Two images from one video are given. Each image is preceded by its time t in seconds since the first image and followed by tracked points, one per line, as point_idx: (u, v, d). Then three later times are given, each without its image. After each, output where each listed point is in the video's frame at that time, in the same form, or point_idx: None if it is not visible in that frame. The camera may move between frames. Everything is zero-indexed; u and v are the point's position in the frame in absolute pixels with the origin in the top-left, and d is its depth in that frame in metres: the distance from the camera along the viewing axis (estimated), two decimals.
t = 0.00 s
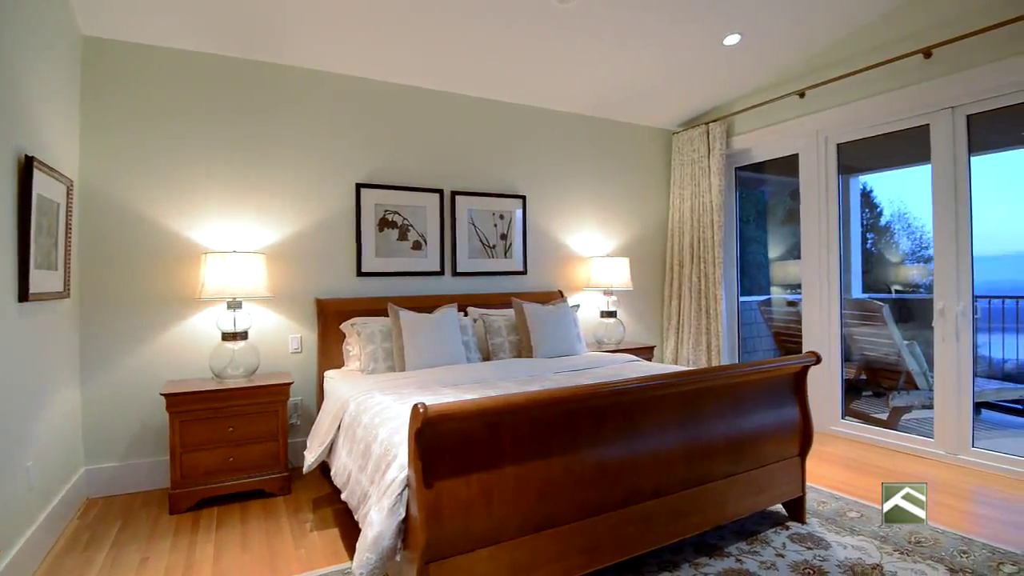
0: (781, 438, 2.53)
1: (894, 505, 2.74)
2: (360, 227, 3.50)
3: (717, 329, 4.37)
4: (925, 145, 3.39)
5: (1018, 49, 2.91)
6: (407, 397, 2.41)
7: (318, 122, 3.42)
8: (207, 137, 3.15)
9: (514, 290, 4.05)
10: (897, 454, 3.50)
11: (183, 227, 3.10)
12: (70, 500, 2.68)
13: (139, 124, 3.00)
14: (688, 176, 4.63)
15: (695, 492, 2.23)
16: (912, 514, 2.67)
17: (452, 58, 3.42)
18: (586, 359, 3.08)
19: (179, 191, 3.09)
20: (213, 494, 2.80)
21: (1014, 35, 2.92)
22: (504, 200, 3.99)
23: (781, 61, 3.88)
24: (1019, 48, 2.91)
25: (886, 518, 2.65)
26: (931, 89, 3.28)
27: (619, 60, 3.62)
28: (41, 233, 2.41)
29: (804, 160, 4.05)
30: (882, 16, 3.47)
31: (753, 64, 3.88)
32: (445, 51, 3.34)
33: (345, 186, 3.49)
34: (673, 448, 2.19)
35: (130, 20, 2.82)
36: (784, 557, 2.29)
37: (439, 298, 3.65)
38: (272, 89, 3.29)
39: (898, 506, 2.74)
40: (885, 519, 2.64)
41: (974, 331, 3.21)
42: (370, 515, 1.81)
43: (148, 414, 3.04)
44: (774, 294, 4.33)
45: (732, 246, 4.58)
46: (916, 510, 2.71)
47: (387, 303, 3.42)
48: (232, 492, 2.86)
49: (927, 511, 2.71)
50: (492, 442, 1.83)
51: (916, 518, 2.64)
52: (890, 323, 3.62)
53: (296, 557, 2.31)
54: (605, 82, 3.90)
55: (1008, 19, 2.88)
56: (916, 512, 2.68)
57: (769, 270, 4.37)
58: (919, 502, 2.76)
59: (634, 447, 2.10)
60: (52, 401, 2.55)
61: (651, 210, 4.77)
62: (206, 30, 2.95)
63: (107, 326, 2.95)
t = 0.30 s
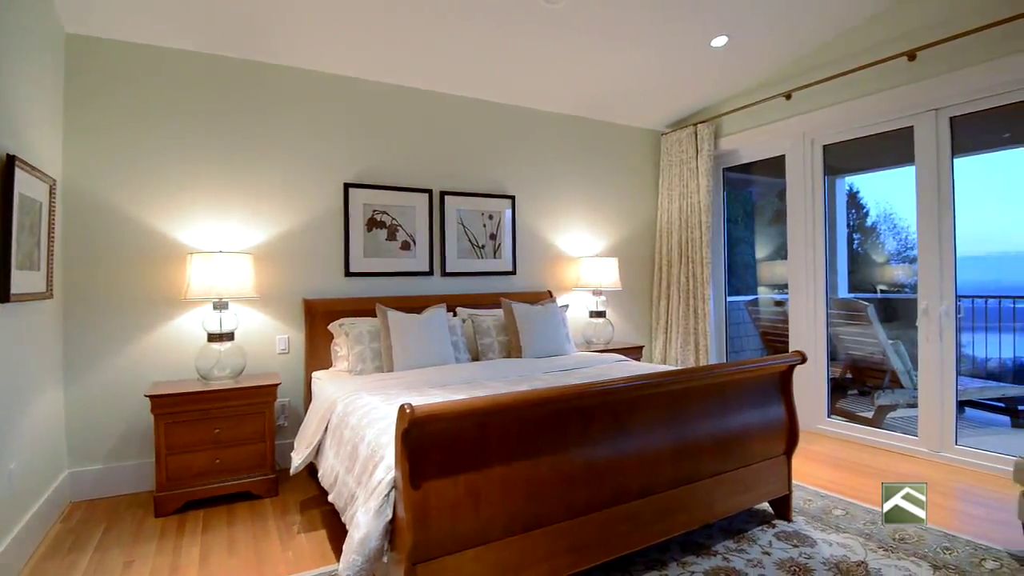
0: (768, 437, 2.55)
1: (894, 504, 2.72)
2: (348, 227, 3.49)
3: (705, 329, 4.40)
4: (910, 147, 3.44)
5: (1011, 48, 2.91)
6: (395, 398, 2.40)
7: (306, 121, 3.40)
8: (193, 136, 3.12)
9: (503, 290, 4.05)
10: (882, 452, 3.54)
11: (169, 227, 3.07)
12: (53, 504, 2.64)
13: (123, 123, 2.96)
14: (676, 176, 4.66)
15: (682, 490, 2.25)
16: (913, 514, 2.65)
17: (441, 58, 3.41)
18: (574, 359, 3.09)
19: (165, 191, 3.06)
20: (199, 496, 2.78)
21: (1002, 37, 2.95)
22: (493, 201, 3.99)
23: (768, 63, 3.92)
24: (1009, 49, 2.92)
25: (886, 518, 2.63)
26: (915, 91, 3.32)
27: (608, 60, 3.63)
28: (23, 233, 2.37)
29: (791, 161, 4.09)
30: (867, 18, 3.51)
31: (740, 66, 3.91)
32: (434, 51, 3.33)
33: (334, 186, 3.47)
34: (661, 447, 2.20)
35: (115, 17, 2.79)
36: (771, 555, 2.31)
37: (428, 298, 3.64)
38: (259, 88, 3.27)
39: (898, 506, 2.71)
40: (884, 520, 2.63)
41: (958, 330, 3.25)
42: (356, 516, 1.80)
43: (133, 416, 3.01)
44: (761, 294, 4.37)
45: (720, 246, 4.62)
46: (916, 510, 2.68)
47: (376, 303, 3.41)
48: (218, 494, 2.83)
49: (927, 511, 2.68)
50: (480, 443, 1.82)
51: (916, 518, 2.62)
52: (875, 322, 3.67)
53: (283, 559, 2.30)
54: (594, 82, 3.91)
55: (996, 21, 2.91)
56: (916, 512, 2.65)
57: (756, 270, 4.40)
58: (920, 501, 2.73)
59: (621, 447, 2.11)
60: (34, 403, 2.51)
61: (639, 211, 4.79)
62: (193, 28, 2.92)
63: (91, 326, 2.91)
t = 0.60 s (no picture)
0: (753, 435, 2.57)
1: (894, 505, 2.72)
2: (336, 227, 3.47)
3: (693, 328, 4.42)
4: (894, 148, 3.48)
5: (1002, 49, 2.93)
6: (382, 399, 2.39)
7: (293, 120, 3.38)
8: (179, 135, 3.08)
9: (492, 290, 4.05)
10: (867, 449, 3.58)
11: (154, 227, 3.03)
12: (35, 508, 2.60)
13: (107, 121, 2.93)
14: (665, 177, 4.68)
15: (669, 489, 2.26)
16: (913, 514, 2.65)
17: (430, 57, 3.41)
18: (562, 360, 3.09)
19: (149, 190, 3.02)
20: (184, 499, 2.75)
21: (983, 40, 3.00)
22: (482, 200, 3.99)
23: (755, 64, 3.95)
24: (989, 52, 2.97)
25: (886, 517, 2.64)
26: (898, 94, 3.36)
27: (597, 61, 3.65)
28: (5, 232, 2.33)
29: (777, 162, 4.13)
30: (851, 21, 3.56)
31: (728, 67, 3.95)
32: (423, 50, 3.32)
33: (321, 185, 3.46)
34: (648, 446, 2.21)
35: (98, 14, 2.75)
36: (756, 552, 2.33)
37: (416, 298, 3.64)
38: (246, 87, 3.25)
39: (897, 506, 2.71)
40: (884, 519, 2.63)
41: (941, 330, 3.30)
42: (342, 518, 1.79)
43: (117, 418, 2.97)
44: (748, 294, 4.41)
45: (707, 246, 4.65)
46: (916, 509, 2.69)
47: (363, 304, 3.40)
48: (203, 496, 2.80)
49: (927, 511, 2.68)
50: (466, 443, 1.82)
51: (917, 518, 2.62)
52: (860, 322, 3.71)
53: (268, 561, 2.28)
54: (583, 82, 3.93)
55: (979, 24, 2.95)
56: (917, 512, 2.66)
57: (743, 270, 4.44)
58: (920, 501, 2.73)
59: (608, 446, 2.12)
60: (16, 405, 2.47)
61: (628, 211, 4.81)
62: (179, 26, 2.90)
63: (74, 327, 2.87)
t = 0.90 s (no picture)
0: (739, 434, 2.59)
1: (895, 504, 2.70)
2: (323, 227, 3.45)
3: (680, 328, 4.45)
4: (878, 149, 3.53)
5: (983, 52, 2.98)
6: (369, 400, 2.38)
7: (280, 119, 3.36)
8: (164, 134, 3.05)
9: (480, 290, 4.05)
10: (852, 447, 3.62)
11: (138, 227, 3.00)
12: (17, 511, 2.56)
13: (90, 119, 2.89)
14: (653, 177, 4.71)
15: (656, 488, 2.27)
16: (913, 514, 2.64)
17: (419, 56, 3.40)
18: (550, 360, 3.10)
19: (134, 190, 2.99)
20: (169, 502, 2.72)
21: (964, 44, 3.05)
22: (471, 201, 3.99)
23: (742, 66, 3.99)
24: (971, 55, 3.03)
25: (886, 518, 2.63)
26: (882, 96, 3.41)
27: (586, 61, 3.66)
28: None
29: (764, 163, 4.17)
30: (836, 24, 3.60)
31: (715, 68, 3.98)
32: (411, 49, 3.32)
33: (309, 185, 3.44)
34: (634, 445, 2.23)
35: (82, 11, 2.72)
36: (742, 550, 2.35)
37: (404, 298, 3.62)
38: (232, 85, 3.22)
39: (897, 506, 2.69)
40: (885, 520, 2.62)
41: (924, 329, 3.35)
42: (328, 520, 1.78)
43: (100, 420, 2.94)
44: (735, 294, 4.44)
45: (695, 246, 4.68)
46: (916, 509, 2.67)
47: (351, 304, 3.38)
48: (189, 499, 2.78)
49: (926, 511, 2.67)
50: (453, 443, 1.82)
51: (917, 518, 2.62)
52: (845, 321, 3.75)
53: (254, 564, 2.26)
54: (572, 82, 3.94)
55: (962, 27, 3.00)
56: (916, 512, 2.65)
57: (730, 270, 4.48)
58: (920, 501, 2.72)
59: (595, 446, 2.13)
60: None
61: (616, 211, 4.83)
62: (164, 23, 2.87)
63: (57, 328, 2.83)
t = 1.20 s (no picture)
0: (726, 433, 2.62)
1: (896, 502, 2.64)
2: (311, 226, 3.43)
3: (669, 328, 4.48)
4: (864, 151, 3.57)
5: (965, 55, 3.03)
6: (357, 400, 2.37)
7: (268, 119, 3.33)
8: (150, 132, 3.02)
9: (470, 290, 4.05)
10: (838, 446, 3.66)
11: (122, 227, 2.96)
12: None
13: (74, 117, 2.85)
14: (642, 177, 4.73)
15: (643, 487, 2.28)
16: (913, 514, 2.61)
17: (409, 56, 3.39)
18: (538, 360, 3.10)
19: (118, 189, 2.95)
20: (154, 504, 2.69)
21: (947, 47, 3.10)
22: (461, 201, 3.99)
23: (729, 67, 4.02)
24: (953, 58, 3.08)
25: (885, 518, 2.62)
26: (867, 98, 3.45)
27: (575, 61, 3.67)
28: None
29: (752, 164, 4.20)
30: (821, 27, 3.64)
31: (702, 70, 4.01)
32: (401, 49, 3.31)
33: (297, 185, 3.41)
34: (622, 445, 2.23)
35: (65, 8, 2.68)
36: (729, 548, 2.37)
37: (393, 299, 3.61)
38: (219, 84, 3.19)
39: (898, 505, 2.63)
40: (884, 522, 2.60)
41: (908, 328, 3.39)
42: (314, 521, 1.77)
43: (83, 422, 2.90)
44: (723, 294, 4.47)
45: (683, 247, 4.71)
46: (916, 508, 2.63)
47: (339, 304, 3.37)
48: (174, 501, 2.75)
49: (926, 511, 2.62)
50: (440, 444, 1.82)
51: (917, 518, 2.60)
52: (831, 321, 3.79)
53: (240, 566, 2.24)
54: (562, 83, 3.95)
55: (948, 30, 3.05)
56: (916, 512, 2.61)
57: (718, 270, 4.51)
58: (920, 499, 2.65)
59: (583, 445, 2.13)
60: None
61: (605, 211, 4.85)
62: (150, 21, 2.84)
63: (39, 329, 2.79)
